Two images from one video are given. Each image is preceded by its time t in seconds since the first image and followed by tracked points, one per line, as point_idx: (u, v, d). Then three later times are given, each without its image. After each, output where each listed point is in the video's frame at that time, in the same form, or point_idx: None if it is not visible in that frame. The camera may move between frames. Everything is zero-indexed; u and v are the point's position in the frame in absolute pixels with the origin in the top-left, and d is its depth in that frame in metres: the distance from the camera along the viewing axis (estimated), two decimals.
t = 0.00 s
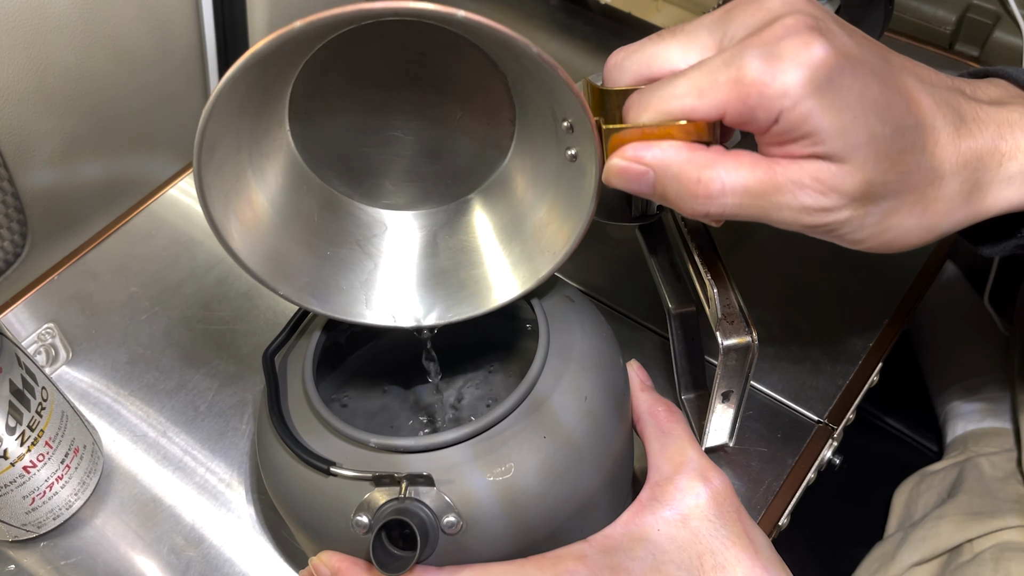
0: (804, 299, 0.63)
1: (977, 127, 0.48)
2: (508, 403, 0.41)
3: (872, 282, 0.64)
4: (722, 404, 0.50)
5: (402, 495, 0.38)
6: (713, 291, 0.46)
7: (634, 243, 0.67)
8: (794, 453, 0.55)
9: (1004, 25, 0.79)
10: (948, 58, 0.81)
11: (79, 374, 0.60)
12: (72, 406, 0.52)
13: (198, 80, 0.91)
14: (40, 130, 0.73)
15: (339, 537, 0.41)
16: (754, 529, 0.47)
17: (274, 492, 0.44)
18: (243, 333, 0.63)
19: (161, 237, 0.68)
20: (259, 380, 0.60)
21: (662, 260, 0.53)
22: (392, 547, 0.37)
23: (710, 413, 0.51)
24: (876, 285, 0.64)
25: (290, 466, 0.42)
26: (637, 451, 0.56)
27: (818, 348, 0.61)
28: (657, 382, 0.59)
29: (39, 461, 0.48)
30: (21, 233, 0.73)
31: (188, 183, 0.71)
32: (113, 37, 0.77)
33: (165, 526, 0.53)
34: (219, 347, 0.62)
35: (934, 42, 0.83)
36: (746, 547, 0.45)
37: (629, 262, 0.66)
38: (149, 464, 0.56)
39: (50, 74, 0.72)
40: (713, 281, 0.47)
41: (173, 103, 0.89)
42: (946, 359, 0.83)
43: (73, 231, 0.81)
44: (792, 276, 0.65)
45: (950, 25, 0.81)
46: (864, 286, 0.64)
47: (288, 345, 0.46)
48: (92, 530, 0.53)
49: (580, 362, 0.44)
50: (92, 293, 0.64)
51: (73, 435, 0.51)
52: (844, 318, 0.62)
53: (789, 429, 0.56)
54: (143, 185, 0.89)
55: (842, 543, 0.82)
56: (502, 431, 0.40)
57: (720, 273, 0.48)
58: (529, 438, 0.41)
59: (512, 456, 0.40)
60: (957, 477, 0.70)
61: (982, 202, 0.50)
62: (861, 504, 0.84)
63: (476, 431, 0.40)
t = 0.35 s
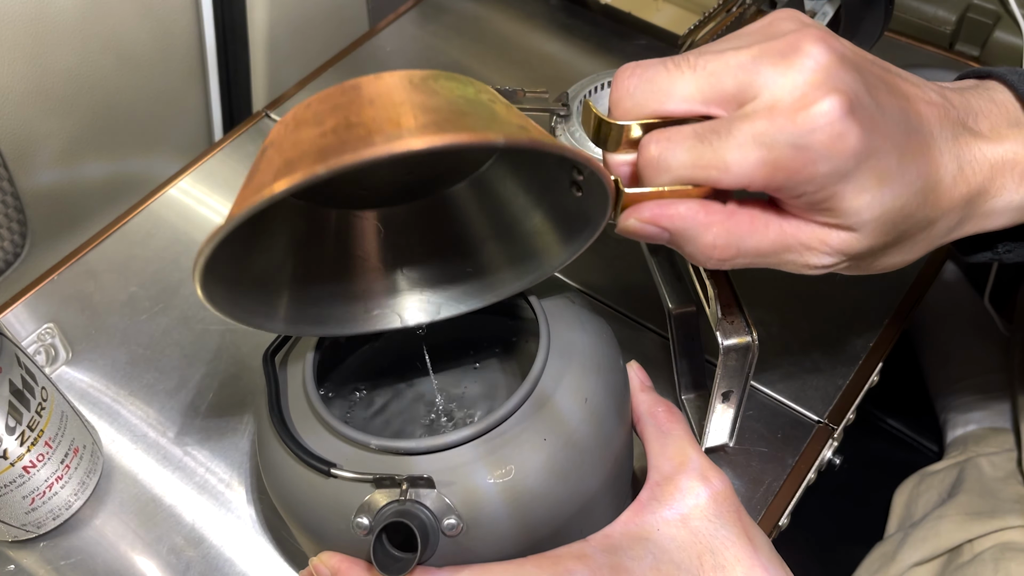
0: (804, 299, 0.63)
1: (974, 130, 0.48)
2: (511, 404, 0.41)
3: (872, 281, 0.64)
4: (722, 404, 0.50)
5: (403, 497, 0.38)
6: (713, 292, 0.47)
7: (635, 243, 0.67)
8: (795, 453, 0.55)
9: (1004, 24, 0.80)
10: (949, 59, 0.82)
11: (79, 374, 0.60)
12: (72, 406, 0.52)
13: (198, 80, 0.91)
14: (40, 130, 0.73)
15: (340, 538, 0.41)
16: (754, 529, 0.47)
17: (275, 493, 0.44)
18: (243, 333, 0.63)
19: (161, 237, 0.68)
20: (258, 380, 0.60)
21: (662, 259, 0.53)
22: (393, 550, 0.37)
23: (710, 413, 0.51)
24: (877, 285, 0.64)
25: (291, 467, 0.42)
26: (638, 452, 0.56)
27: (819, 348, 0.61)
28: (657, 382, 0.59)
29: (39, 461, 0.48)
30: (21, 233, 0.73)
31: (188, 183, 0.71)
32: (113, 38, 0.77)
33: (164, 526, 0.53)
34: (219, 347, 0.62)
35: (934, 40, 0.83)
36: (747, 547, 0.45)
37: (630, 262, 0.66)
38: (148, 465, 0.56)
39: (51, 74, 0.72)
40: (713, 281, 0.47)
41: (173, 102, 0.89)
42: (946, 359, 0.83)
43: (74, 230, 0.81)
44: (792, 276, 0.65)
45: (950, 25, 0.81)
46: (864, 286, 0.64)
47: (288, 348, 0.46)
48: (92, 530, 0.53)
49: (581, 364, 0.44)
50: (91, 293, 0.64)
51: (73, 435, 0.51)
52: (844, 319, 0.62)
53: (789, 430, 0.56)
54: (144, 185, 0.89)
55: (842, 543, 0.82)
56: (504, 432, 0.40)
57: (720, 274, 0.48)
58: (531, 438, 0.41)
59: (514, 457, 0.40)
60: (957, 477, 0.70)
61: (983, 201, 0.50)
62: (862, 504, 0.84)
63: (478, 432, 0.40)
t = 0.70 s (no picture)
0: (804, 300, 0.63)
1: (969, 132, 0.49)
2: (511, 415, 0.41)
3: (872, 282, 0.64)
4: (723, 406, 0.50)
5: (409, 497, 0.38)
6: (715, 292, 0.47)
7: (635, 244, 0.67)
8: (795, 454, 0.55)
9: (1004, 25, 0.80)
10: (949, 58, 0.80)
11: (79, 375, 0.59)
12: (72, 407, 0.52)
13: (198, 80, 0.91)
14: (39, 130, 0.73)
15: (342, 531, 0.42)
16: (754, 528, 0.47)
17: (280, 481, 0.44)
18: (243, 333, 0.63)
19: (161, 237, 0.68)
20: (258, 380, 0.60)
21: (663, 261, 0.52)
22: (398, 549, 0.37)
23: (711, 414, 0.51)
24: (878, 286, 0.64)
25: (297, 458, 0.42)
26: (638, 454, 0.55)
27: (819, 348, 0.61)
28: (657, 382, 0.59)
29: (40, 462, 0.48)
30: (20, 233, 0.73)
31: (188, 183, 0.71)
32: (113, 37, 0.77)
33: (165, 527, 0.53)
34: (219, 348, 0.62)
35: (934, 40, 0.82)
36: (745, 546, 0.45)
37: (630, 263, 0.66)
38: (149, 465, 0.56)
39: (50, 73, 0.72)
40: (715, 282, 0.47)
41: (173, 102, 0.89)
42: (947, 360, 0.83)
43: (73, 230, 0.82)
44: (793, 276, 0.65)
45: (950, 25, 0.81)
46: (863, 286, 0.64)
47: (295, 334, 0.46)
48: (92, 530, 0.53)
49: (588, 370, 0.44)
50: (91, 293, 0.64)
51: (73, 436, 0.51)
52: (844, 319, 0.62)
53: (790, 431, 0.56)
54: (143, 185, 0.89)
55: (842, 543, 0.82)
56: (503, 441, 0.41)
57: (722, 276, 0.48)
58: (530, 449, 0.41)
59: (513, 467, 0.40)
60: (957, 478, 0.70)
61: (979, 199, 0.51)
62: (862, 504, 0.84)
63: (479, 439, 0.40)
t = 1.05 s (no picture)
0: (804, 299, 0.63)
1: None
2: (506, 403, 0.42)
3: (872, 280, 0.64)
4: (723, 405, 0.50)
5: (409, 479, 0.39)
6: (715, 292, 0.47)
7: (635, 243, 0.67)
8: (796, 454, 0.55)
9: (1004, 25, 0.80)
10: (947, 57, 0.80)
11: (79, 375, 0.60)
12: (72, 407, 0.52)
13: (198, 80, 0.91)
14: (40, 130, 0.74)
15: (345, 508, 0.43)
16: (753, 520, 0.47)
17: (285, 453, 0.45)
18: (243, 332, 0.63)
19: (161, 237, 0.67)
20: (259, 380, 0.60)
21: (662, 259, 0.53)
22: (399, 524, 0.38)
23: (711, 414, 0.51)
24: (879, 286, 0.64)
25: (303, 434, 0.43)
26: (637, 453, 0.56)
27: (819, 348, 0.61)
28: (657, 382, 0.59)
29: (40, 462, 0.48)
30: (20, 233, 0.74)
31: (188, 183, 0.71)
32: (112, 36, 0.77)
33: (165, 526, 0.53)
34: (219, 347, 0.62)
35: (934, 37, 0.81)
36: (745, 537, 0.45)
37: (630, 263, 0.66)
38: (149, 464, 0.56)
39: (51, 72, 0.72)
40: (715, 282, 0.47)
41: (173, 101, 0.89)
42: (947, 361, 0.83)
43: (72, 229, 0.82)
44: (793, 276, 0.65)
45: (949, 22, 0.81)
46: (863, 285, 0.64)
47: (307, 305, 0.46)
48: (92, 530, 0.53)
49: (589, 360, 0.44)
50: (92, 293, 0.64)
51: (73, 436, 0.51)
52: (844, 318, 0.62)
53: (790, 431, 0.56)
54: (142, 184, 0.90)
55: (842, 542, 0.82)
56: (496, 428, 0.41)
57: (721, 275, 0.48)
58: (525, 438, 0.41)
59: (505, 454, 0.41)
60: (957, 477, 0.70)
61: None
62: (862, 504, 0.84)
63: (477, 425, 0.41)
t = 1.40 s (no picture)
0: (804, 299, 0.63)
1: None
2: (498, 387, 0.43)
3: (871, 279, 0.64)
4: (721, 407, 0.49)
5: (400, 454, 0.41)
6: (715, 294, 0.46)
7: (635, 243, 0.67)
8: (795, 453, 0.55)
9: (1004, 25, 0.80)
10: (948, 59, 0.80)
11: (79, 374, 0.59)
12: (72, 406, 0.52)
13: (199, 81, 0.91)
14: (41, 132, 0.75)
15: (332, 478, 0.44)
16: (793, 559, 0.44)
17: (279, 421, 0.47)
18: (244, 332, 0.62)
19: (161, 237, 0.68)
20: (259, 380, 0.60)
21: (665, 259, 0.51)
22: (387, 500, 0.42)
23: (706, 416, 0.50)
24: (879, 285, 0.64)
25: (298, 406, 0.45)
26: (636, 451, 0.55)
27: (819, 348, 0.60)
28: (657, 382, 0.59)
29: (39, 461, 0.48)
30: (21, 233, 0.75)
31: (188, 183, 0.71)
32: (112, 37, 0.78)
33: (165, 526, 0.53)
34: (219, 347, 0.62)
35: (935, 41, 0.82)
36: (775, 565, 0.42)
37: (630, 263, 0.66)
38: (149, 464, 0.56)
39: (52, 75, 0.73)
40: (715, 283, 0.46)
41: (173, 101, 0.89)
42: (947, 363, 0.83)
43: (71, 230, 0.83)
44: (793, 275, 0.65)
45: (951, 25, 0.82)
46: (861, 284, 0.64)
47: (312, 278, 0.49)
48: (92, 530, 0.53)
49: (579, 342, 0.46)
50: (91, 293, 0.64)
51: (73, 436, 0.51)
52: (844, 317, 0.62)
53: (788, 430, 0.56)
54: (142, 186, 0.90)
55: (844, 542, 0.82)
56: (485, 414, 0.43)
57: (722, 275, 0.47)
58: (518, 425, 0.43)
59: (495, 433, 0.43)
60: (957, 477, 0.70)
61: None
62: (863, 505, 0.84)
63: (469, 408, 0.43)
